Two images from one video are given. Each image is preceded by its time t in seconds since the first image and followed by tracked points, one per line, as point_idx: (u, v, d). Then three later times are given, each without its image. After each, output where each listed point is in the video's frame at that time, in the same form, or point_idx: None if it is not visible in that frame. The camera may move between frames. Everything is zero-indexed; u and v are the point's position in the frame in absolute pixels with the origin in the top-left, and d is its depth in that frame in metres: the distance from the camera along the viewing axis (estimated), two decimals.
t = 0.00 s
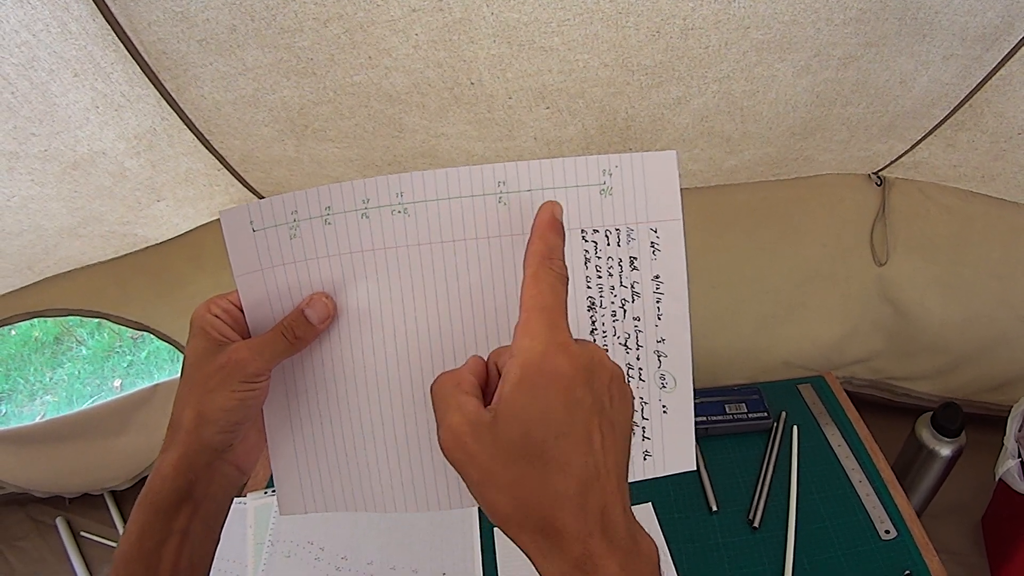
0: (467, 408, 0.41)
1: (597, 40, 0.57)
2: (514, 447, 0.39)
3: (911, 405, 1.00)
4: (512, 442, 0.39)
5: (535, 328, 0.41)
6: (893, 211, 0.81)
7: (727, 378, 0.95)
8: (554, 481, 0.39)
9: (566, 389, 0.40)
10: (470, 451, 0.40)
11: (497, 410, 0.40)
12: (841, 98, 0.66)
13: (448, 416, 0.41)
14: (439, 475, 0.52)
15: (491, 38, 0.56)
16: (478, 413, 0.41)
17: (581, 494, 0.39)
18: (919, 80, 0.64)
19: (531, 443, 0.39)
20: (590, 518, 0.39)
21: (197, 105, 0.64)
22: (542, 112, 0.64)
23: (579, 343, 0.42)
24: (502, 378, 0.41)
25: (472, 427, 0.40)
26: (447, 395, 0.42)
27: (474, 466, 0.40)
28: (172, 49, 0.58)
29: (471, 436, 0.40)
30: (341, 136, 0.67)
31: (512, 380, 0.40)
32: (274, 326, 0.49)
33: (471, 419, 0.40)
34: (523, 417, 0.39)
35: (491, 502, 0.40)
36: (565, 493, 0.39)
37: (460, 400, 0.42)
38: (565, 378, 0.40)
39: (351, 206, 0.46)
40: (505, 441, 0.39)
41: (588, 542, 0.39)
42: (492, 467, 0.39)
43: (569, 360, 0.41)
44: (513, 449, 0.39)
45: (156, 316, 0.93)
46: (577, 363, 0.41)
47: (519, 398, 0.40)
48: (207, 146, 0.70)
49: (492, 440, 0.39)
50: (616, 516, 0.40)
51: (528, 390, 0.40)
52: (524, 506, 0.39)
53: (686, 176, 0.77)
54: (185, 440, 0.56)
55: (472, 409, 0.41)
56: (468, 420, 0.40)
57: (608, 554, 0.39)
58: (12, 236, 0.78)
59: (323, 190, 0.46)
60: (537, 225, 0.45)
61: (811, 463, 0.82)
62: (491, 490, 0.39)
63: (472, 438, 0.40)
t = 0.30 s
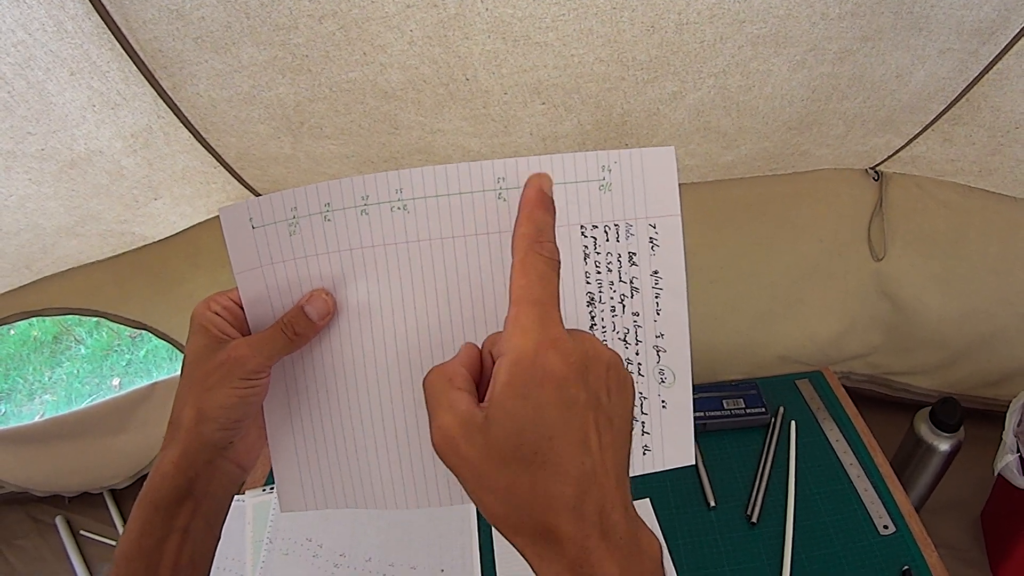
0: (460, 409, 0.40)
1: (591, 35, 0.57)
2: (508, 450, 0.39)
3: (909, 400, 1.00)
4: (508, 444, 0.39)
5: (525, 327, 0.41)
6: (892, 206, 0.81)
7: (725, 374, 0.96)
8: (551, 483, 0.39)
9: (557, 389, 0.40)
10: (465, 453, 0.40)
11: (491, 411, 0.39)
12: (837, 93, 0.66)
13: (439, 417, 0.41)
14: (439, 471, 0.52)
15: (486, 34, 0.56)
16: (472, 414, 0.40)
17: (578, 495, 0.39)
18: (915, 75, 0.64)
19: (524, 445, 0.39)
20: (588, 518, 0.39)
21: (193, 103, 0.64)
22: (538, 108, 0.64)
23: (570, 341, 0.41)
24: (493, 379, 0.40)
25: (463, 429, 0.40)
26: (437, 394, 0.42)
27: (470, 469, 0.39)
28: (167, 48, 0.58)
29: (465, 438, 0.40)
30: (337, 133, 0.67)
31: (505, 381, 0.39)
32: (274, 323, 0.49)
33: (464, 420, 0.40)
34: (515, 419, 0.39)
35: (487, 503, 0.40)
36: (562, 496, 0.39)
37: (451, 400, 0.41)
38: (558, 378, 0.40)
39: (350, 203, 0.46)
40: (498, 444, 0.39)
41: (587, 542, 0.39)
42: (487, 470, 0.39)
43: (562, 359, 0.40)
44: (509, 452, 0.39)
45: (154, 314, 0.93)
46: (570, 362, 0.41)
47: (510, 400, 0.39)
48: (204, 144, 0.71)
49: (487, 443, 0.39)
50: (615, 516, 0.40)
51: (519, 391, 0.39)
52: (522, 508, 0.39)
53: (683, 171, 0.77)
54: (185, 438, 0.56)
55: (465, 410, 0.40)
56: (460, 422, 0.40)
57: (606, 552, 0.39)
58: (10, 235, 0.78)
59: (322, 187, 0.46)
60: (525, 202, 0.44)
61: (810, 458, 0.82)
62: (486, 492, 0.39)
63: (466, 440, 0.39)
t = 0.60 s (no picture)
0: (471, 394, 0.40)
1: (590, 34, 0.56)
2: (518, 436, 0.38)
3: (909, 397, 1.00)
4: (517, 430, 0.39)
5: (540, 318, 0.41)
6: (891, 204, 0.81)
7: (725, 372, 0.95)
8: (558, 469, 0.38)
9: (570, 378, 0.40)
10: (475, 439, 0.39)
11: (502, 397, 0.39)
12: (836, 91, 0.65)
13: (451, 403, 0.41)
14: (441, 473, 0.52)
15: (484, 33, 0.56)
16: (482, 400, 0.40)
17: (584, 481, 0.39)
18: (914, 72, 0.64)
19: (535, 432, 0.38)
20: (594, 504, 0.39)
21: (191, 103, 0.64)
22: (537, 106, 0.64)
23: (583, 333, 0.41)
24: (507, 367, 0.40)
25: (475, 419, 0.39)
26: (452, 381, 0.42)
27: (479, 454, 0.39)
28: (165, 47, 0.58)
29: (477, 423, 0.39)
30: (336, 132, 0.67)
31: (518, 366, 0.40)
32: (275, 325, 0.48)
33: (476, 408, 0.40)
34: (526, 406, 0.39)
35: (493, 489, 0.40)
36: (570, 487, 0.38)
37: (461, 387, 0.41)
38: (569, 367, 0.40)
39: (350, 205, 0.46)
40: (510, 429, 0.39)
41: (591, 527, 0.39)
42: (496, 455, 0.39)
43: (573, 348, 0.40)
44: (518, 438, 0.38)
45: (153, 315, 0.92)
46: (581, 351, 0.40)
47: (524, 387, 0.39)
48: (202, 144, 0.70)
49: (497, 429, 0.39)
50: (619, 505, 0.40)
51: (534, 380, 0.39)
52: (527, 493, 0.39)
53: (682, 169, 0.77)
54: (185, 441, 0.56)
55: (476, 397, 0.40)
56: (472, 406, 0.40)
57: (609, 537, 0.39)
58: (8, 236, 0.78)
59: (322, 189, 0.46)
60: (537, 194, 0.43)
61: (810, 456, 0.82)
62: (493, 477, 0.39)
63: (477, 426, 0.39)
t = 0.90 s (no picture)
0: (478, 395, 0.41)
1: (588, 32, 0.56)
2: (524, 431, 0.40)
3: (909, 394, 1.00)
4: (522, 425, 0.40)
5: (540, 319, 0.42)
6: (890, 203, 0.81)
7: (725, 370, 0.95)
8: (563, 462, 0.39)
9: (570, 375, 0.41)
10: (482, 437, 0.40)
11: (507, 396, 0.40)
12: (836, 88, 0.65)
13: (456, 403, 0.42)
14: (443, 474, 0.52)
15: (482, 32, 0.56)
16: (488, 400, 0.41)
17: (589, 474, 0.40)
18: (913, 69, 0.63)
19: (541, 426, 0.40)
20: (599, 495, 0.40)
21: (190, 103, 0.64)
22: (536, 105, 0.64)
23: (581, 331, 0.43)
24: (510, 366, 0.41)
25: (483, 417, 0.41)
26: (456, 384, 0.43)
27: (486, 451, 0.40)
28: (163, 48, 0.57)
29: (483, 422, 0.40)
30: (335, 131, 0.67)
31: (520, 366, 0.41)
32: (276, 328, 0.48)
33: (483, 408, 0.41)
34: (531, 401, 0.40)
35: (502, 485, 0.40)
36: (576, 480, 0.39)
37: (468, 388, 0.42)
38: (570, 364, 0.41)
39: (351, 208, 0.46)
40: (516, 424, 0.40)
41: (598, 518, 0.40)
42: (503, 452, 0.40)
43: (573, 346, 0.42)
44: (524, 433, 0.40)
45: (153, 316, 0.92)
46: (581, 349, 0.42)
47: (529, 383, 0.40)
48: (201, 144, 0.70)
49: (503, 426, 0.40)
50: (624, 498, 0.41)
51: (537, 376, 0.40)
52: (534, 487, 0.40)
53: (682, 167, 0.77)
54: (188, 443, 0.56)
55: (482, 397, 0.41)
56: (476, 406, 0.41)
57: (615, 529, 0.40)
58: (7, 238, 0.78)
59: (322, 192, 0.46)
60: (534, 222, 0.45)
61: (812, 455, 0.82)
62: (501, 473, 0.40)
63: (484, 423, 0.40)
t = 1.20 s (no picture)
0: (482, 396, 0.41)
1: (589, 29, 0.56)
2: (529, 432, 0.39)
3: (910, 392, 1.00)
4: (527, 426, 0.40)
5: (544, 319, 0.42)
6: (891, 201, 0.80)
7: (726, 368, 0.96)
8: (567, 463, 0.39)
9: (576, 375, 0.41)
10: (486, 437, 0.40)
11: (512, 396, 0.40)
12: (837, 85, 0.65)
13: (459, 405, 0.42)
14: (445, 471, 0.52)
15: (483, 29, 0.56)
16: (492, 400, 0.41)
17: (593, 475, 0.40)
18: (915, 66, 0.63)
19: (546, 428, 0.40)
20: (604, 496, 0.40)
21: (191, 101, 0.64)
22: (537, 103, 0.64)
23: (586, 331, 0.43)
24: (515, 366, 0.41)
25: (488, 418, 0.40)
26: (458, 385, 0.43)
27: (490, 451, 0.40)
28: (163, 46, 0.57)
29: (487, 422, 0.40)
30: (336, 129, 0.67)
31: (525, 367, 0.41)
32: (278, 325, 0.48)
33: (487, 408, 0.41)
34: (536, 403, 0.40)
35: (506, 486, 0.40)
36: (581, 480, 0.39)
37: (472, 389, 0.42)
38: (576, 364, 0.41)
39: (353, 204, 0.46)
40: (521, 426, 0.40)
41: (602, 519, 0.40)
42: (508, 453, 0.40)
43: (578, 346, 0.42)
44: (528, 434, 0.40)
45: (154, 314, 0.92)
46: (585, 349, 0.42)
47: (533, 384, 0.40)
48: (202, 142, 0.70)
49: (508, 426, 0.40)
50: (628, 499, 0.41)
51: (541, 377, 0.40)
52: (539, 488, 0.40)
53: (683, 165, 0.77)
54: (189, 441, 0.56)
55: (486, 398, 0.41)
56: (480, 407, 0.41)
57: (619, 529, 0.40)
58: (8, 236, 0.78)
59: (325, 189, 0.45)
60: (538, 224, 0.45)
61: (813, 452, 0.82)
62: (506, 475, 0.40)
63: (488, 424, 0.40)
